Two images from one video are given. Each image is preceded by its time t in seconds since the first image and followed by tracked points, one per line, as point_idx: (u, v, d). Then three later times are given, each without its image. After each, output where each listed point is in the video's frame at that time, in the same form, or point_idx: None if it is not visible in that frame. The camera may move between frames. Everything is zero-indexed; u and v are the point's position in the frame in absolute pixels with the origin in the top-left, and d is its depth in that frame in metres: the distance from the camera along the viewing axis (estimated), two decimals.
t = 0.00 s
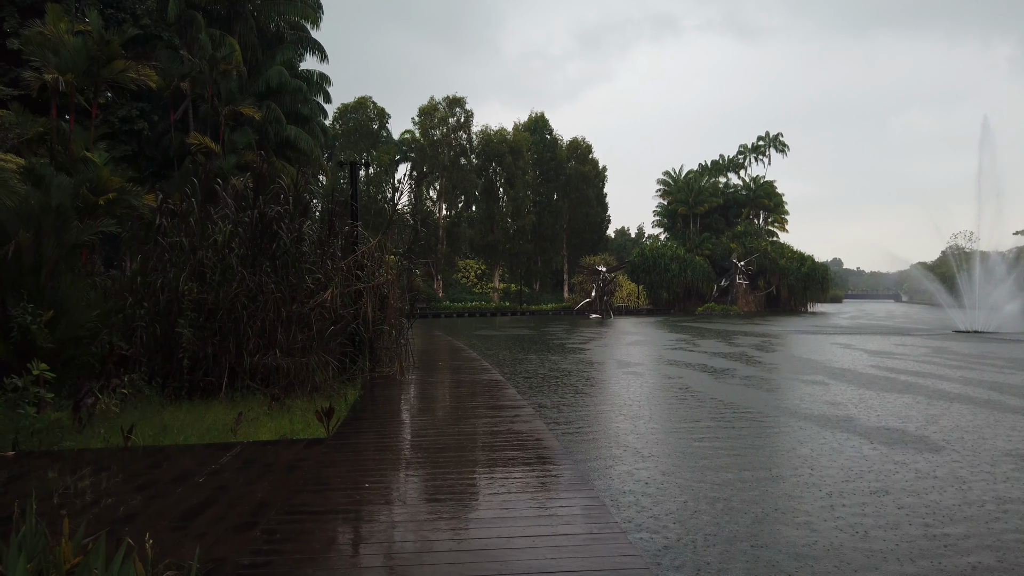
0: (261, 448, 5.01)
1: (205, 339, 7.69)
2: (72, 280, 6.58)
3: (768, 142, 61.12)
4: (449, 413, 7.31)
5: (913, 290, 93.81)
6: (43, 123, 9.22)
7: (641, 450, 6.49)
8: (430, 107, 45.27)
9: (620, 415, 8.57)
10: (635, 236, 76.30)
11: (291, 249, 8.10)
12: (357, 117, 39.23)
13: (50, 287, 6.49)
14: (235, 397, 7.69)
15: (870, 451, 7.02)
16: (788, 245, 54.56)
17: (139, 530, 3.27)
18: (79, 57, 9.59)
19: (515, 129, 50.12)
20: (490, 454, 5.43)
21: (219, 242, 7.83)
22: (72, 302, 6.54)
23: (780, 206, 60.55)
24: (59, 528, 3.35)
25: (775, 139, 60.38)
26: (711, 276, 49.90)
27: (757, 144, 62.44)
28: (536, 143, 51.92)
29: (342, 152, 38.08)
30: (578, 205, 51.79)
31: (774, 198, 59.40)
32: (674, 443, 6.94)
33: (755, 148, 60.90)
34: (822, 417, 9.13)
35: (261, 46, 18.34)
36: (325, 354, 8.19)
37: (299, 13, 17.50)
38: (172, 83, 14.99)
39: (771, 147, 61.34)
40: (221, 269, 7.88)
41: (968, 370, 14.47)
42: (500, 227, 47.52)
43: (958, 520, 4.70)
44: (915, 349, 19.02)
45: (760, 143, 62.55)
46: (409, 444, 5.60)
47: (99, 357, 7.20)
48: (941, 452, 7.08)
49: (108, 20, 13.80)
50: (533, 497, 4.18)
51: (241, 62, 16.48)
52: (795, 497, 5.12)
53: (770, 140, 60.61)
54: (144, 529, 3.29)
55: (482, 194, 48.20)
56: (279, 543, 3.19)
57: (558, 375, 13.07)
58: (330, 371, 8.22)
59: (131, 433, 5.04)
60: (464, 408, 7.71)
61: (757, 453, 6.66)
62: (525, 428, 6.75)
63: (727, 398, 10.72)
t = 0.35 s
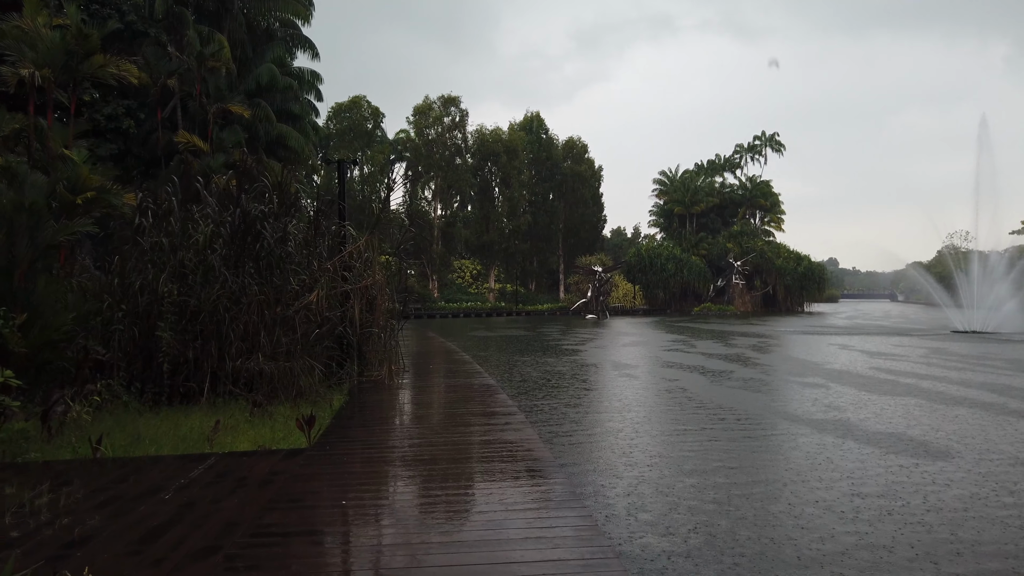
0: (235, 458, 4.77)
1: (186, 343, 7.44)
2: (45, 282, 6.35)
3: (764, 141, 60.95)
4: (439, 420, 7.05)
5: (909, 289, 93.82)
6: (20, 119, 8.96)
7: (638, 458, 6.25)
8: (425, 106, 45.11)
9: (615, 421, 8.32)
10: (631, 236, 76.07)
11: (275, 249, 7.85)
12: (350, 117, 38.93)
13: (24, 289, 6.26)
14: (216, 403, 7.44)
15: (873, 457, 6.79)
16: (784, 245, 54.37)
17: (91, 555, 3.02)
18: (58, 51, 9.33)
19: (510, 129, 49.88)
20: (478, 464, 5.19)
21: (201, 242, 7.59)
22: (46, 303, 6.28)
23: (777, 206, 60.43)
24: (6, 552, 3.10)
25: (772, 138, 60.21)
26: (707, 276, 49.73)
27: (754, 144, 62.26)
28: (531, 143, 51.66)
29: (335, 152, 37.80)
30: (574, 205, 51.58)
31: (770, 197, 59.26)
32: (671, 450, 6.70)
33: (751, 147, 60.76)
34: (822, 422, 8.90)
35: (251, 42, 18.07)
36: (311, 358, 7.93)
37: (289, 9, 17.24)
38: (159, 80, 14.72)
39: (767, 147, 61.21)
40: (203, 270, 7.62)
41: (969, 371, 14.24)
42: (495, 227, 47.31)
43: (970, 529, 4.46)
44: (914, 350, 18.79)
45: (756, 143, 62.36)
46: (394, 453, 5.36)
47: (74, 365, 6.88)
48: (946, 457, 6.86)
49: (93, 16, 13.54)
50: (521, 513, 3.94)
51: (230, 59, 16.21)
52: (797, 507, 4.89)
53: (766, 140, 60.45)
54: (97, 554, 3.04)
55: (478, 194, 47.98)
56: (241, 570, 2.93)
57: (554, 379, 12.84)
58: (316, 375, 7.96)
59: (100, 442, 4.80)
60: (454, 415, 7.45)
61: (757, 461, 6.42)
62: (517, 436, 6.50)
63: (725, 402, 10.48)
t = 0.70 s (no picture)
0: (214, 464, 4.53)
1: (172, 343, 7.21)
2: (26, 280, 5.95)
3: (765, 140, 60.71)
4: (433, 422, 6.81)
5: (910, 289, 93.59)
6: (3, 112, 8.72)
7: (638, 462, 6.00)
8: (424, 105, 44.85)
9: (616, 423, 8.09)
10: (631, 236, 75.78)
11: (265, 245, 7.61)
12: (349, 115, 38.67)
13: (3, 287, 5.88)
14: (204, 405, 7.20)
15: (882, 460, 6.56)
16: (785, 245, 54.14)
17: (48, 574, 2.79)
18: (43, 43, 9.09)
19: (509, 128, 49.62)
20: (471, 470, 4.95)
21: (188, 239, 7.35)
22: (27, 303, 5.90)
23: (777, 206, 60.18)
24: None
25: (772, 138, 59.97)
26: (707, 276, 49.50)
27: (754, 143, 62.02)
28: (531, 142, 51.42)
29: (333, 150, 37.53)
30: (573, 204, 51.33)
31: (771, 196, 58.99)
32: (674, 454, 6.46)
33: (752, 147, 60.50)
34: (827, 424, 8.66)
35: (246, 38, 17.83)
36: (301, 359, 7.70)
37: (284, 5, 17.02)
38: (152, 76, 14.49)
39: (767, 146, 60.95)
40: (190, 267, 7.38)
41: (974, 371, 14.02)
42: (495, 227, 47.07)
43: (988, 539, 4.21)
44: (917, 350, 18.56)
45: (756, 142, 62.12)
46: (384, 458, 5.12)
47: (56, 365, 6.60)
48: (957, 460, 6.64)
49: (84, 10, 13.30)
50: (513, 523, 3.69)
51: (225, 55, 15.99)
52: (806, 513, 4.64)
53: (766, 139, 60.20)
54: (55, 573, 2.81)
55: (477, 193, 47.74)
56: None
57: (554, 380, 12.61)
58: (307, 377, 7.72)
59: (73, 448, 4.56)
60: (448, 416, 7.20)
61: (763, 465, 6.18)
62: (514, 439, 6.26)
63: (729, 404, 10.24)
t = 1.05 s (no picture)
0: (189, 476, 4.30)
1: (155, 346, 6.97)
2: None
3: (764, 140, 60.51)
4: (424, 428, 6.56)
5: (908, 289, 93.46)
6: None
7: (637, 471, 5.76)
8: (421, 104, 44.63)
9: (615, 428, 7.84)
10: (630, 236, 75.57)
11: (250, 245, 7.37)
12: (346, 114, 38.40)
13: None
14: (187, 411, 6.95)
15: (890, 467, 6.33)
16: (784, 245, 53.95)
17: None
18: (25, 37, 8.86)
19: (507, 127, 49.39)
20: (462, 480, 4.72)
21: (171, 238, 7.12)
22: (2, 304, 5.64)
23: (776, 206, 59.97)
24: None
25: (771, 137, 59.75)
26: (706, 276, 49.29)
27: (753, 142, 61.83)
28: (529, 141, 51.21)
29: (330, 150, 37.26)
30: (572, 204, 51.07)
31: (770, 196, 58.77)
32: (673, 461, 6.22)
33: (751, 147, 60.28)
34: (831, 428, 8.41)
35: (239, 35, 17.61)
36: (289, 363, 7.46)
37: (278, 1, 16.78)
38: (142, 73, 14.27)
39: (766, 146, 60.74)
40: (174, 268, 7.15)
41: (977, 373, 13.80)
42: (492, 226, 46.82)
43: (1004, 551, 3.99)
44: (919, 351, 18.34)
45: (755, 142, 61.94)
46: (371, 467, 4.88)
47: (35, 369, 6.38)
48: (965, 465, 6.42)
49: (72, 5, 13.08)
50: (504, 542, 3.44)
51: (217, 51, 15.76)
52: (813, 526, 4.40)
53: (765, 138, 60.01)
54: None
55: (475, 193, 47.49)
56: None
57: (551, 382, 12.37)
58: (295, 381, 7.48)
59: (41, 458, 4.34)
60: (439, 421, 6.95)
61: (766, 473, 5.94)
62: (508, 444, 6.01)
63: (729, 407, 9.99)
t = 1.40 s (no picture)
0: (156, 490, 4.05)
1: (134, 349, 6.70)
2: None
3: (762, 139, 60.31)
4: (413, 432, 6.24)
5: (906, 289, 93.27)
6: None
7: (636, 482, 5.47)
8: (417, 103, 44.38)
9: (612, 433, 7.54)
10: (628, 236, 75.37)
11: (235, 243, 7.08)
12: (342, 113, 38.11)
13: None
14: (167, 417, 6.67)
15: (900, 474, 6.07)
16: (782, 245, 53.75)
17: None
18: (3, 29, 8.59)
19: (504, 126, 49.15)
20: (450, 490, 4.45)
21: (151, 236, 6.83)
22: None
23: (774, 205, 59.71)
24: None
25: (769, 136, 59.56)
26: (704, 276, 49.05)
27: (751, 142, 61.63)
28: (526, 140, 50.98)
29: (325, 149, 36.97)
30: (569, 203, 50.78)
31: (768, 196, 58.52)
32: (673, 470, 5.93)
33: (749, 146, 60.00)
34: (835, 433, 8.15)
35: (231, 31, 17.34)
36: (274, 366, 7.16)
37: None
38: (130, 69, 14.01)
39: (764, 145, 60.49)
40: (153, 268, 6.87)
41: (980, 375, 13.57)
42: (489, 226, 46.53)
43: None
44: (921, 351, 18.11)
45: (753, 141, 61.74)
46: (355, 476, 4.58)
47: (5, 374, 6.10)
48: (976, 472, 6.17)
49: None
50: (496, 562, 3.13)
51: (207, 47, 15.49)
52: (829, 544, 4.09)
53: (763, 138, 59.81)
54: None
55: (471, 193, 47.21)
56: None
57: (547, 385, 12.10)
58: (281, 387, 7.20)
59: None
60: (429, 424, 6.64)
61: (772, 482, 5.65)
62: (501, 449, 5.71)
63: (728, 411, 9.72)
